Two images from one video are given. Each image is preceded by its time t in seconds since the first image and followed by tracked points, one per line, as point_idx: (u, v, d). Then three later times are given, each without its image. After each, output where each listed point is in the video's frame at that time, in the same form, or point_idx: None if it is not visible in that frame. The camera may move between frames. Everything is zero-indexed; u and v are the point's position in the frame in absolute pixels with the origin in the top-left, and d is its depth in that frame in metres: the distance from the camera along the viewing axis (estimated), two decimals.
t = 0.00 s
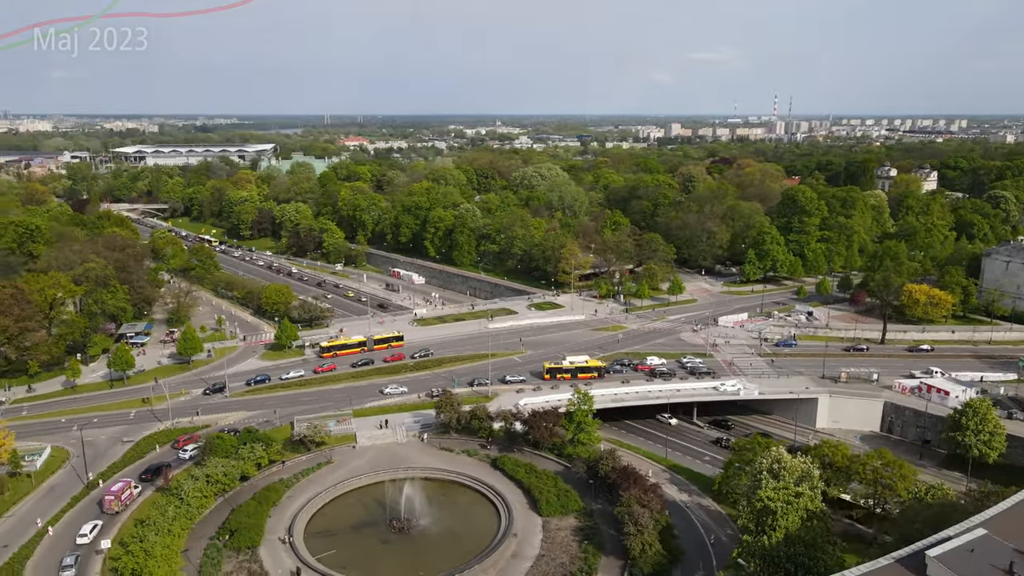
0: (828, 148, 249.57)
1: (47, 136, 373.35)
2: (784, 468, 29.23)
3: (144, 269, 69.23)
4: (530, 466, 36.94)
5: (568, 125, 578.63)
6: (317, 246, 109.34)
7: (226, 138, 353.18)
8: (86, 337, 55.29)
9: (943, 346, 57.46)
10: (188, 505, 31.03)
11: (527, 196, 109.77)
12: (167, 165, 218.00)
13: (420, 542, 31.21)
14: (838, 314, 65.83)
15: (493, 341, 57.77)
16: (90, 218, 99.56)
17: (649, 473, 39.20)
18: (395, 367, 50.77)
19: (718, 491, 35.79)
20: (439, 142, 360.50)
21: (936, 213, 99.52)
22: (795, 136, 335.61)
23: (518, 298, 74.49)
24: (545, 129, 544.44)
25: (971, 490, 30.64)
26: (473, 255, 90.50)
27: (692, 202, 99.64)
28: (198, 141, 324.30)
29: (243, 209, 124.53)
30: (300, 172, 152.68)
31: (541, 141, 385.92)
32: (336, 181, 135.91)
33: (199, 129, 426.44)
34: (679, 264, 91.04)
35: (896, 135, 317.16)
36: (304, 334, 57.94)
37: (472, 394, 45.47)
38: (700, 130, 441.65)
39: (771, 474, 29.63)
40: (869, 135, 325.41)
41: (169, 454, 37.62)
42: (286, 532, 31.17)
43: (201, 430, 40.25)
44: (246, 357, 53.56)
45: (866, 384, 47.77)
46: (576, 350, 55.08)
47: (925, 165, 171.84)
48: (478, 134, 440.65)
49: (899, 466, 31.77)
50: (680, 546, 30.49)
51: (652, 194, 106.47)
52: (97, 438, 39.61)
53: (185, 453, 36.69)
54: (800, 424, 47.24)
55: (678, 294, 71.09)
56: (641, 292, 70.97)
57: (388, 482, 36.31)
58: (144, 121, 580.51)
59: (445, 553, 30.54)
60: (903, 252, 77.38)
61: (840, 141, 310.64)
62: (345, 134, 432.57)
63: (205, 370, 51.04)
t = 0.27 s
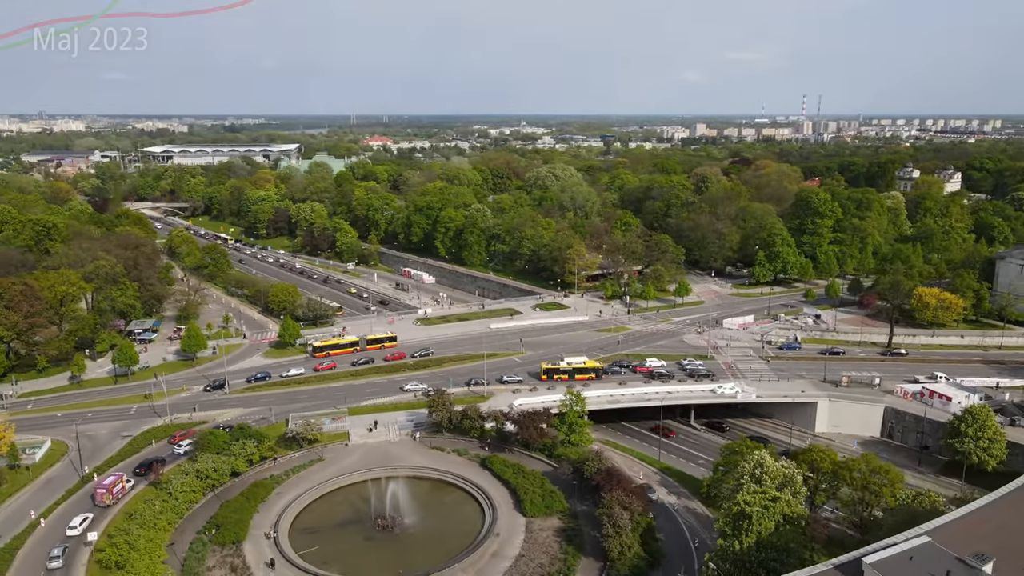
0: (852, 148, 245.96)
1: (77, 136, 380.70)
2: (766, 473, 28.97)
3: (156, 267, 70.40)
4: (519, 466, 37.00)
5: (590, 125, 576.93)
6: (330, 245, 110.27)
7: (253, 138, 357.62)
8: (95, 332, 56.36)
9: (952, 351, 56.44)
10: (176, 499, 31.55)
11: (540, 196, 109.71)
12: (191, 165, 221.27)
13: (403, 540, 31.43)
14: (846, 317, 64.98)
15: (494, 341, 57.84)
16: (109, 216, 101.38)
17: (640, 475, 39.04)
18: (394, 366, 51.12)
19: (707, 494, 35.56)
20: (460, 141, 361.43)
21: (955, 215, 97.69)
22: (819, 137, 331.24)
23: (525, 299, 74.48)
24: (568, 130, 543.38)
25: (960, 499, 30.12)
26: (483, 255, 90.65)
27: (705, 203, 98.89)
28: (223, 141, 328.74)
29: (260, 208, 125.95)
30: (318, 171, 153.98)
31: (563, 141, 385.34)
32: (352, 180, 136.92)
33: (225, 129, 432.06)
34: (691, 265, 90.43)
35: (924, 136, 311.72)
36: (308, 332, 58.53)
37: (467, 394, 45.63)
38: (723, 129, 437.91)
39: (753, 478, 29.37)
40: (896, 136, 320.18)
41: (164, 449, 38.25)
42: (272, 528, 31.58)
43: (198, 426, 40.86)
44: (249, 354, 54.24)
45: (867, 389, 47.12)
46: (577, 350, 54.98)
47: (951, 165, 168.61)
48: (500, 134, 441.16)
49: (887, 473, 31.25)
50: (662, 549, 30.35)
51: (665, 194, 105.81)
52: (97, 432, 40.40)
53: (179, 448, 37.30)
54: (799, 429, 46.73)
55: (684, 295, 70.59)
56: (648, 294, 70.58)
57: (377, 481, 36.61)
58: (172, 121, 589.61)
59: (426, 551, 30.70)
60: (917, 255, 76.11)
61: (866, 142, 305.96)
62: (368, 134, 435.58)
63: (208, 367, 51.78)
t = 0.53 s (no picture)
0: (876, 149, 242.56)
1: (109, 136, 386.42)
2: (747, 476, 28.70)
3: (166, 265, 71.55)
4: (506, 466, 37.03)
5: (612, 125, 574.88)
6: (343, 245, 111.21)
7: (276, 138, 361.52)
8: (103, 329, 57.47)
9: (960, 356, 55.49)
10: (164, 494, 32.09)
11: (552, 197, 109.65)
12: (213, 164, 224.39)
13: (386, 538, 31.66)
14: (854, 321, 64.14)
15: (496, 341, 58.00)
16: (127, 215, 103.19)
17: (631, 477, 38.86)
18: (392, 365, 51.43)
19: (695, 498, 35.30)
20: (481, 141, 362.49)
21: (974, 217, 95.88)
22: (843, 137, 326.97)
23: (530, 299, 74.50)
24: (589, 130, 541.95)
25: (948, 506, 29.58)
26: (492, 255, 90.76)
27: (717, 204, 98.15)
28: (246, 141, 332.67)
29: (276, 207, 127.35)
30: (335, 171, 155.26)
31: (584, 142, 384.52)
32: (367, 180, 137.93)
33: (249, 129, 437.47)
34: (701, 267, 89.80)
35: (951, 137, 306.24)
36: (311, 331, 59.10)
37: (462, 394, 45.80)
38: (746, 130, 433.91)
39: (734, 481, 29.15)
40: (922, 137, 314.93)
41: (160, 444, 38.93)
42: (257, 523, 31.99)
43: (195, 421, 41.54)
44: (252, 352, 54.95)
45: (867, 393, 46.50)
46: (576, 351, 54.95)
47: (975, 167, 165.42)
48: (523, 133, 441.97)
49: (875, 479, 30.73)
50: (643, 552, 30.22)
51: (678, 196, 105.21)
52: (97, 427, 41.22)
53: (173, 444, 37.90)
54: (798, 433, 46.26)
55: (690, 297, 70.18)
56: (653, 295, 70.28)
57: (366, 478, 36.93)
58: (198, 122, 598.16)
59: (408, 550, 30.90)
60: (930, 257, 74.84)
61: (892, 142, 301.07)
62: (391, 133, 438.48)
63: (211, 364, 52.56)
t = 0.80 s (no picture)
0: (900, 149, 238.80)
1: (135, 136, 392.80)
2: (728, 479, 28.45)
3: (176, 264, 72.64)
4: (495, 467, 37.09)
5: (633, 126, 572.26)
6: (356, 244, 111.99)
7: (298, 138, 364.97)
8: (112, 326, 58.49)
9: (968, 361, 54.49)
10: (153, 489, 32.58)
11: (563, 198, 109.45)
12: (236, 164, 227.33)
13: (369, 536, 31.90)
14: (862, 324, 63.23)
15: (496, 341, 58.06)
16: (144, 214, 104.89)
17: (621, 480, 38.68)
18: (390, 364, 51.67)
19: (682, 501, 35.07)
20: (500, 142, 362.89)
21: (993, 219, 93.99)
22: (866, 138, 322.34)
23: (536, 300, 74.43)
24: (610, 130, 540.05)
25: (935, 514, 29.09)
26: (500, 256, 90.79)
27: (729, 205, 97.33)
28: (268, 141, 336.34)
29: (291, 207, 128.60)
30: (351, 171, 156.35)
31: (604, 143, 383.46)
32: (382, 180, 138.75)
33: (272, 129, 442.23)
34: (711, 269, 89.10)
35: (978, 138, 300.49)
36: (313, 330, 59.61)
37: (458, 394, 45.93)
38: (768, 130, 429.51)
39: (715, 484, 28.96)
40: (948, 137, 309.31)
41: (156, 440, 39.56)
42: (244, 519, 32.39)
43: (192, 418, 42.15)
44: (255, 351, 55.58)
45: (867, 398, 45.86)
46: (576, 352, 54.86)
47: (1000, 168, 162.04)
48: (543, 133, 441.67)
49: (862, 486, 30.22)
50: (624, 554, 30.08)
51: (690, 197, 104.48)
52: (97, 423, 41.99)
53: (168, 440, 38.46)
54: (795, 437, 45.76)
55: (696, 299, 69.70)
56: (658, 297, 69.89)
57: (356, 476, 37.22)
58: (223, 122, 605.84)
59: (390, 549, 31.11)
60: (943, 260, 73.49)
61: (918, 143, 295.99)
62: (412, 133, 440.56)
63: (214, 361, 53.27)
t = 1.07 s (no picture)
0: (925, 150, 234.78)
1: (160, 135, 398.44)
2: (708, 484, 28.42)
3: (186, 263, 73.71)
4: (483, 467, 37.20)
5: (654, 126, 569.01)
6: (368, 243, 112.72)
7: (319, 138, 367.96)
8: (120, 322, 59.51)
9: (976, 367, 53.48)
10: (144, 483, 33.08)
11: (575, 198, 109.20)
12: (256, 164, 229.92)
13: (354, 534, 32.15)
14: (869, 328, 62.31)
15: (497, 342, 58.12)
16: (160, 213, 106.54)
17: (612, 482, 38.58)
18: (390, 363, 52.02)
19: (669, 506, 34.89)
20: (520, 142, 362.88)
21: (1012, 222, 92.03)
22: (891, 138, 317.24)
23: (542, 301, 74.36)
24: (632, 130, 537.67)
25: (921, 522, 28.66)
26: (509, 256, 90.78)
27: (741, 207, 96.48)
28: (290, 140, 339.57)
29: (306, 206, 129.73)
30: (367, 170, 157.28)
31: (625, 143, 382.00)
32: (396, 179, 139.47)
33: (294, 129, 446.40)
34: (721, 271, 88.43)
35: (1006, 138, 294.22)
36: (317, 329, 60.16)
37: (453, 394, 46.07)
38: (792, 130, 424.62)
39: (695, 489, 28.85)
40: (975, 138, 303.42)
41: (153, 435, 40.21)
42: (231, 516, 32.77)
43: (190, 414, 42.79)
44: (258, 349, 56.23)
45: (867, 403, 45.24)
46: (576, 353, 54.76)
47: None
48: (564, 133, 440.88)
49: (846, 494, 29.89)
50: (606, 557, 29.99)
51: (702, 198, 103.68)
52: (97, 418, 42.79)
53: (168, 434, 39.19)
54: (793, 441, 45.27)
55: (702, 301, 69.21)
56: (664, 299, 69.48)
57: (346, 475, 37.52)
58: (247, 121, 612.88)
59: (373, 547, 31.31)
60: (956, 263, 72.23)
61: (945, 143, 290.84)
62: (433, 133, 442.19)
63: (217, 359, 54.00)
